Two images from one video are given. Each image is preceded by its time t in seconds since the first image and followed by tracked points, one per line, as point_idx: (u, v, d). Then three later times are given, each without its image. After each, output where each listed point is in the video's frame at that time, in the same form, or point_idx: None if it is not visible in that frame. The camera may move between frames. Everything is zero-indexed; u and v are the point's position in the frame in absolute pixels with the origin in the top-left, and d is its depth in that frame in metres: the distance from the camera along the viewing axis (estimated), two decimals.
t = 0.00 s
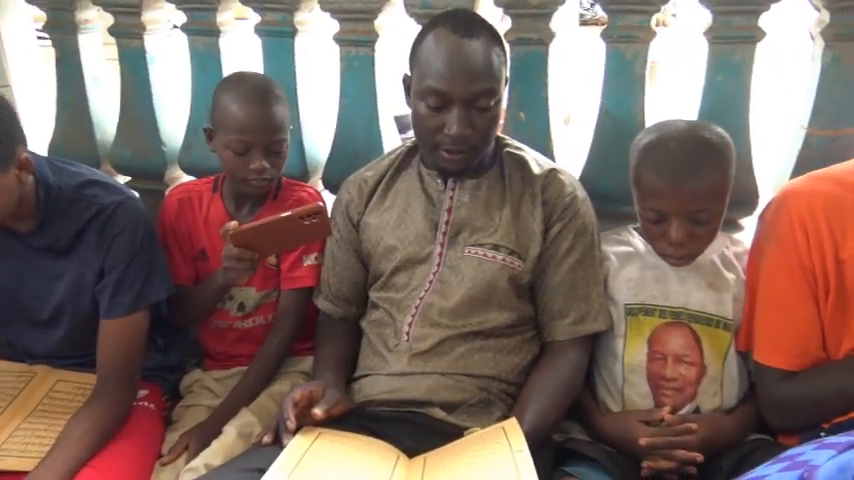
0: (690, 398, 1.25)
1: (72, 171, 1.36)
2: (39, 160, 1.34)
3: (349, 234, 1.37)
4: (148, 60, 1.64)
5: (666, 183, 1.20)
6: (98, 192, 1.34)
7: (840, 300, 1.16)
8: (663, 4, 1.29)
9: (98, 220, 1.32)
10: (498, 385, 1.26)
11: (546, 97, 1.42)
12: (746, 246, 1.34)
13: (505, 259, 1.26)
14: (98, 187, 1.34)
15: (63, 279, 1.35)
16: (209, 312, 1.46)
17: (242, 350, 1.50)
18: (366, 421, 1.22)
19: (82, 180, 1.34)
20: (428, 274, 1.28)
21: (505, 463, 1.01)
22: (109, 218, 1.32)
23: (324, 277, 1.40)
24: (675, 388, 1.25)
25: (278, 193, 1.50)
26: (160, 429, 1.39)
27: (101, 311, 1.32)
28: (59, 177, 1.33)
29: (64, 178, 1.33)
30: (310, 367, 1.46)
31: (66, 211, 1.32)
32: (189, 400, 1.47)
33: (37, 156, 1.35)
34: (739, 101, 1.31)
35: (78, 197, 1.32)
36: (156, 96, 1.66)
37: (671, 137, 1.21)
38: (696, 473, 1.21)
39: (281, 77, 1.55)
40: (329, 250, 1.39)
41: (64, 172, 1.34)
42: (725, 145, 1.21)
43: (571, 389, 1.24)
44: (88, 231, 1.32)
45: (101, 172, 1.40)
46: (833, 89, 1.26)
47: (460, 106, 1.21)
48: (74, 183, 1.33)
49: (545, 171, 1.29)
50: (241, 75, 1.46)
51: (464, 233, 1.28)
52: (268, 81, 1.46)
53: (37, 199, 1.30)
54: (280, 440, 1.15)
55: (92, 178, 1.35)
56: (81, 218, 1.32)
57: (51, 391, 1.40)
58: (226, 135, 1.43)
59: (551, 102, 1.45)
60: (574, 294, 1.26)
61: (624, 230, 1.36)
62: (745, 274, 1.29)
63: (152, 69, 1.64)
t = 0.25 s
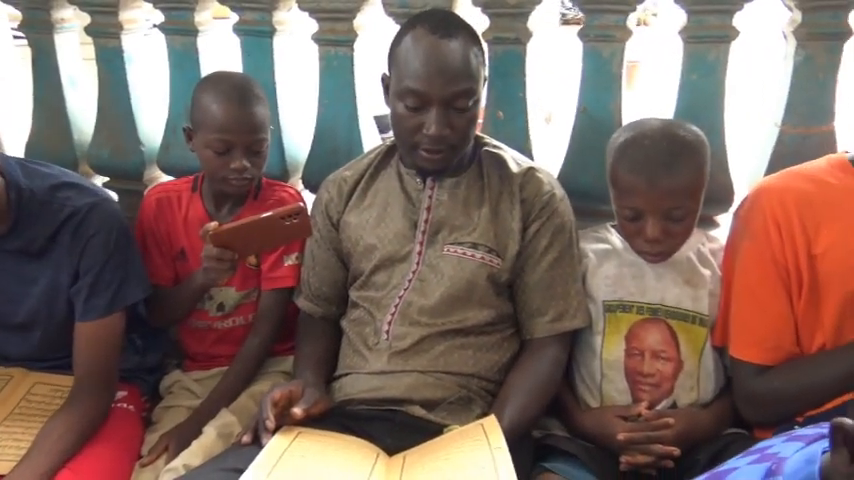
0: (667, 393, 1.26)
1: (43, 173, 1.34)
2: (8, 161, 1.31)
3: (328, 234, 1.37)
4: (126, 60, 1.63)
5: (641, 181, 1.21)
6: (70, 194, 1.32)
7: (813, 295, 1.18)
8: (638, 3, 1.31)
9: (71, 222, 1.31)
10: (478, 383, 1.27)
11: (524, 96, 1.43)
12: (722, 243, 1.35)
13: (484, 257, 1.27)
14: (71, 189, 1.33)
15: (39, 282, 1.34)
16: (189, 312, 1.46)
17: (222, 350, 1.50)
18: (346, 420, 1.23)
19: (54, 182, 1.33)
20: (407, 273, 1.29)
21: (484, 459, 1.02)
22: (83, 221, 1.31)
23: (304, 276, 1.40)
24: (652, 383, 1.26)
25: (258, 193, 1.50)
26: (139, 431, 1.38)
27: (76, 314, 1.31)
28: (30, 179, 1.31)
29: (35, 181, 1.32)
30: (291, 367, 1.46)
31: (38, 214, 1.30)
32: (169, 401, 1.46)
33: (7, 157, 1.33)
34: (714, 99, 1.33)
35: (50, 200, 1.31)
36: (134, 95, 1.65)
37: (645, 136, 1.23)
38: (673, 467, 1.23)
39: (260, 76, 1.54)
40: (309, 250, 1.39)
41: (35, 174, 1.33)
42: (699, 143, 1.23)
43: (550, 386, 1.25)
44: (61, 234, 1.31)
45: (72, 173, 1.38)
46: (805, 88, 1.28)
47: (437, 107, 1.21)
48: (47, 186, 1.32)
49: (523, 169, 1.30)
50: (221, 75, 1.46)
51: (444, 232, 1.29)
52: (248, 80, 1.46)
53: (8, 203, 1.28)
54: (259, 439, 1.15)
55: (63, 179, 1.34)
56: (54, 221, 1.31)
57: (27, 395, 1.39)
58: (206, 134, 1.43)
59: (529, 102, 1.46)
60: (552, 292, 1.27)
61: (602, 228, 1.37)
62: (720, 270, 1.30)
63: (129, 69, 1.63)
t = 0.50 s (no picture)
0: (646, 384, 1.27)
1: (14, 178, 1.32)
2: None
3: (305, 235, 1.37)
4: (98, 65, 1.61)
5: (614, 175, 1.22)
6: (40, 199, 1.30)
7: (785, 282, 1.20)
8: None
9: (43, 228, 1.29)
10: (458, 379, 1.27)
11: (498, 93, 1.43)
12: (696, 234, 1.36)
13: (461, 255, 1.27)
14: (42, 194, 1.31)
15: (13, 290, 1.33)
16: (167, 317, 1.45)
17: (202, 354, 1.49)
18: (327, 421, 1.23)
19: (25, 187, 1.31)
20: (385, 272, 1.29)
21: (464, 454, 1.03)
22: (54, 226, 1.29)
23: (283, 277, 1.40)
24: (630, 375, 1.27)
25: (236, 197, 1.49)
26: (119, 438, 1.37)
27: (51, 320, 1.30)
28: None
29: (5, 186, 1.30)
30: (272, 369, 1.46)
31: (9, 220, 1.29)
32: (149, 407, 1.46)
33: None
34: (686, 93, 1.34)
35: (20, 206, 1.29)
36: (107, 100, 1.64)
37: (619, 130, 1.24)
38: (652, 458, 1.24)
39: (235, 78, 1.54)
40: (287, 251, 1.39)
41: (5, 180, 1.31)
42: (671, 136, 1.25)
43: (529, 381, 1.26)
44: (32, 240, 1.30)
45: (43, 177, 1.36)
46: (773, 79, 1.29)
47: (410, 107, 1.22)
48: (17, 192, 1.30)
49: (498, 166, 1.30)
50: (197, 78, 1.45)
51: (420, 230, 1.29)
52: (223, 82, 1.46)
53: None
54: (239, 442, 1.16)
55: (34, 184, 1.32)
56: (25, 227, 1.29)
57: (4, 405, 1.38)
58: (184, 137, 1.42)
59: (503, 99, 1.46)
60: (530, 287, 1.28)
61: (578, 222, 1.38)
62: (695, 261, 1.32)
63: (101, 73, 1.62)
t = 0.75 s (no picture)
0: (622, 378, 1.29)
1: None
2: None
3: (282, 236, 1.36)
4: (69, 67, 1.60)
5: (588, 172, 1.23)
6: (8, 200, 1.28)
7: (756, 276, 1.21)
8: None
9: (14, 229, 1.27)
10: (436, 378, 1.28)
11: (473, 92, 1.44)
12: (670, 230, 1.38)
13: (438, 254, 1.28)
14: (9, 195, 1.29)
15: None
16: (144, 320, 1.44)
17: (180, 358, 1.48)
18: (306, 422, 1.23)
19: None
20: (362, 273, 1.29)
21: (441, 449, 1.04)
22: (26, 226, 1.28)
23: (259, 279, 1.39)
24: (607, 370, 1.28)
25: (213, 201, 1.48)
26: (95, 443, 1.37)
27: (34, 322, 1.29)
28: None
29: None
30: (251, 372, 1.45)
31: None
32: (126, 411, 1.45)
33: None
34: (657, 90, 1.36)
35: None
36: (79, 103, 1.62)
37: (592, 128, 1.25)
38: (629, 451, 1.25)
39: (210, 79, 1.53)
40: (263, 253, 1.38)
41: None
42: (643, 132, 1.26)
43: (507, 378, 1.27)
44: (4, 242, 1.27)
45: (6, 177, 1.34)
46: (742, 76, 1.31)
47: (383, 107, 1.22)
48: None
49: (473, 164, 1.31)
50: (172, 80, 1.44)
51: (397, 230, 1.30)
52: (199, 83, 1.45)
53: None
54: (216, 444, 1.16)
55: None
56: None
57: None
58: (159, 139, 1.41)
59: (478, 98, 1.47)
60: (506, 285, 1.29)
61: (554, 220, 1.39)
62: (669, 257, 1.33)
63: (73, 76, 1.61)
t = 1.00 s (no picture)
0: (602, 374, 1.30)
1: None
2: None
3: (262, 237, 1.36)
4: (46, 70, 1.59)
5: (565, 170, 1.24)
6: None
7: (732, 271, 1.23)
8: None
9: None
10: (417, 376, 1.28)
11: (451, 91, 1.44)
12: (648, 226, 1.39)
13: (418, 252, 1.29)
14: None
15: None
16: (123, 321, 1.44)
17: (162, 361, 1.47)
18: (288, 422, 1.23)
19: None
20: (343, 272, 1.29)
21: (423, 445, 1.05)
22: None
23: (240, 280, 1.39)
24: (587, 366, 1.29)
25: (195, 207, 1.47)
26: (75, 447, 1.36)
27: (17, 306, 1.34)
28: None
29: None
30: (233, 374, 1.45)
31: None
32: (106, 415, 1.44)
33: None
34: (633, 88, 1.37)
35: None
36: (57, 105, 1.61)
37: (569, 125, 1.26)
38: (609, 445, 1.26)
39: (188, 80, 1.52)
40: (244, 254, 1.38)
41: None
42: (619, 130, 1.27)
43: (488, 375, 1.27)
44: None
45: None
46: (717, 74, 1.33)
47: (362, 107, 1.22)
48: None
49: (452, 163, 1.31)
50: (149, 80, 1.44)
51: (377, 230, 1.30)
52: (177, 84, 1.44)
53: None
54: (198, 446, 1.16)
55: None
56: None
57: None
58: (136, 140, 1.41)
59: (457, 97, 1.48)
60: (487, 283, 1.30)
61: (533, 217, 1.40)
62: (646, 252, 1.35)
63: (50, 78, 1.59)
